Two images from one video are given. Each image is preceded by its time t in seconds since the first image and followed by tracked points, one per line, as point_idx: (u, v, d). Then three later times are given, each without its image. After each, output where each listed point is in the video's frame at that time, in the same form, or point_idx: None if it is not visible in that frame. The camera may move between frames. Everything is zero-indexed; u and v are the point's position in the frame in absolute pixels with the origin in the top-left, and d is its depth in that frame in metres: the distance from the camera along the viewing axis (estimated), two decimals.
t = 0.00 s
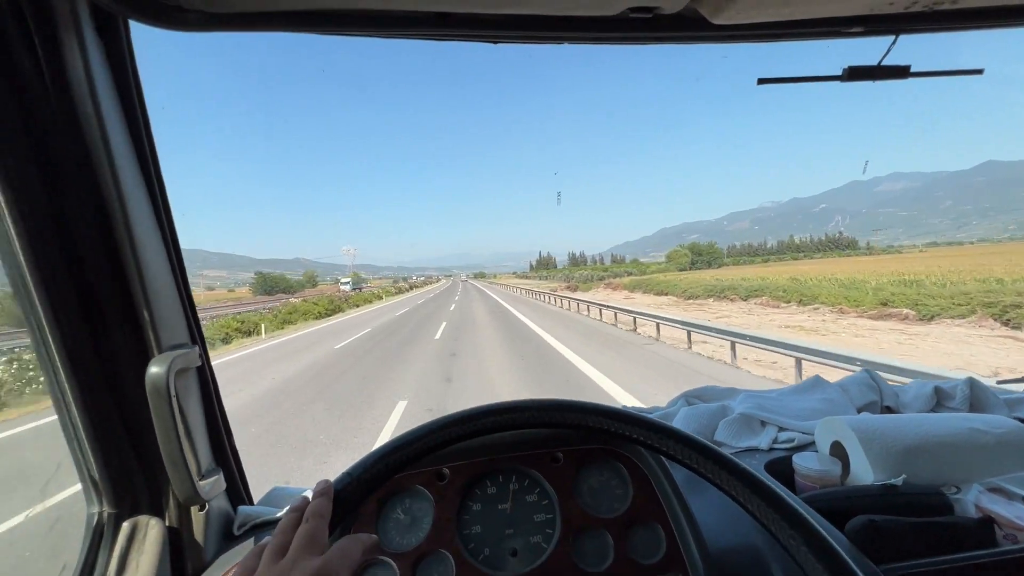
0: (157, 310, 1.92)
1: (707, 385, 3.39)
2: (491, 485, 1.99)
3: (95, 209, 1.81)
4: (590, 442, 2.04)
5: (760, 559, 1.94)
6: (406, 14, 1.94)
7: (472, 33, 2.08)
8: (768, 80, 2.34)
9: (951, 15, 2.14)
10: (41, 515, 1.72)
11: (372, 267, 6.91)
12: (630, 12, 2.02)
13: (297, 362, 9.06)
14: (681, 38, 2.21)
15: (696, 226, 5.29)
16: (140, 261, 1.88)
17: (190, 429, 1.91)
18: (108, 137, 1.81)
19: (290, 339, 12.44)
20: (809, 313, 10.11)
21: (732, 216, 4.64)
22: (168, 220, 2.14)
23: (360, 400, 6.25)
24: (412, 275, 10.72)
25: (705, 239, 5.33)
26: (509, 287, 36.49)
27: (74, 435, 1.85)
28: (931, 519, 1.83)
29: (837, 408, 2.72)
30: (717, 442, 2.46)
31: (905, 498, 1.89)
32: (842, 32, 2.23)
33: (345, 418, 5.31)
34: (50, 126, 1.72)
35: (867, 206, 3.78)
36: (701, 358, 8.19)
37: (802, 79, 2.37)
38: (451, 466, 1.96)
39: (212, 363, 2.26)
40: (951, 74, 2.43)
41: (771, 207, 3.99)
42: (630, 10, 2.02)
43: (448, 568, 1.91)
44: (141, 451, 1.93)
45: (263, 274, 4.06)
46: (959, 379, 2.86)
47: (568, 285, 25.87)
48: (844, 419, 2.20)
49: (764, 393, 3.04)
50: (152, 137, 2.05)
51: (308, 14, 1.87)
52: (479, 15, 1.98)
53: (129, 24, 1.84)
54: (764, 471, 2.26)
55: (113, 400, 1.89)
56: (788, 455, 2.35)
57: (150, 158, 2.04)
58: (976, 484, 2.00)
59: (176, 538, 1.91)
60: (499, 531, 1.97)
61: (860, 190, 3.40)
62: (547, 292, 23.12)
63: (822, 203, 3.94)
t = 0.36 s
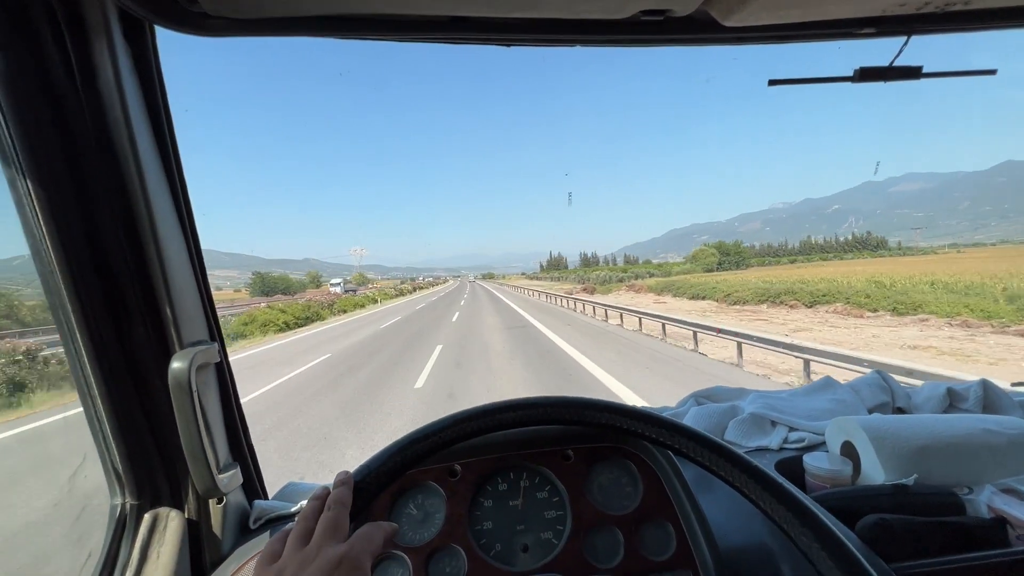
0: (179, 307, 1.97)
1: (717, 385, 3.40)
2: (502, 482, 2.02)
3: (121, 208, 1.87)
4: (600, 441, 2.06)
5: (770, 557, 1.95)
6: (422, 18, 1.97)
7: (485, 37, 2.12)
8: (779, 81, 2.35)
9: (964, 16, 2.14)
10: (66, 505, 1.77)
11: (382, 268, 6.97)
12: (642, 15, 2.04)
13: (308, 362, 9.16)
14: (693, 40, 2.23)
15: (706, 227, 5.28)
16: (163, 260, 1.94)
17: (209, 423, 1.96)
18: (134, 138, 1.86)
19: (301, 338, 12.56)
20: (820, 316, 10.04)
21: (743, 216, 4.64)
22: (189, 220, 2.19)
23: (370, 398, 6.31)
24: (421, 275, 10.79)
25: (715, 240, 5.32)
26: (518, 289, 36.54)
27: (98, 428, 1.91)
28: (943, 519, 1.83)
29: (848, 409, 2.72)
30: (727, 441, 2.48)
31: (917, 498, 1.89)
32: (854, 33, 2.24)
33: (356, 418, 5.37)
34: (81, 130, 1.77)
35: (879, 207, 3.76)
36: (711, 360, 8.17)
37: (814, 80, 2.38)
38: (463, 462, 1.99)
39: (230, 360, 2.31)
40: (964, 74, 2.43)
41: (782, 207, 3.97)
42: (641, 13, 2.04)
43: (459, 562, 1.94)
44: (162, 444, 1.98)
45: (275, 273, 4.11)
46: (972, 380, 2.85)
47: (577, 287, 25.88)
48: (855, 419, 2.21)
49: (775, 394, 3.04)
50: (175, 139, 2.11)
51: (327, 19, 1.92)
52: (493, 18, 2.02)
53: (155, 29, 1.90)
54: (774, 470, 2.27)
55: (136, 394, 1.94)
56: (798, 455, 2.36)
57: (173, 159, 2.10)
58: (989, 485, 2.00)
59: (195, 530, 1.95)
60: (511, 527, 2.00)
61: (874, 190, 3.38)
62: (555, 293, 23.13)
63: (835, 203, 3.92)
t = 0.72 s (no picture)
0: (169, 301, 1.95)
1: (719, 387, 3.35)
2: (496, 483, 1.98)
3: (110, 201, 1.85)
4: (597, 441, 2.01)
5: (770, 563, 1.90)
6: (417, 8, 1.94)
7: (483, 28, 2.08)
8: (784, 75, 2.30)
9: (975, 7, 2.08)
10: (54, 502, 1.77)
11: (386, 267, 6.95)
12: (642, 5, 2.00)
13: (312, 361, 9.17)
14: (695, 32, 2.18)
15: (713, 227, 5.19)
16: (152, 253, 1.92)
17: (199, 419, 1.94)
18: (123, 130, 1.84)
19: (306, 338, 12.60)
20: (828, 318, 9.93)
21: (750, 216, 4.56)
22: (181, 215, 2.17)
23: (373, 398, 6.30)
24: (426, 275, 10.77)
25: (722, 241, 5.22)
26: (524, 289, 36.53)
27: (86, 423, 1.89)
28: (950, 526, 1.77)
29: (854, 412, 2.66)
30: (729, 443, 2.43)
31: (924, 505, 1.83)
32: (861, 25, 2.18)
33: (358, 417, 5.35)
34: (67, 123, 1.75)
35: (888, 206, 3.69)
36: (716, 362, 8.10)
37: (820, 74, 2.33)
38: (456, 463, 1.95)
39: (222, 356, 2.29)
40: (976, 68, 2.36)
41: (791, 207, 3.89)
42: (642, 3, 1.99)
43: (452, 565, 1.89)
44: (152, 440, 1.96)
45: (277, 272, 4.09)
46: (982, 384, 2.77)
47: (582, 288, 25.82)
48: (860, 422, 2.15)
49: (779, 395, 2.98)
50: (167, 132, 2.09)
51: (319, 8, 1.89)
52: (490, 8, 1.98)
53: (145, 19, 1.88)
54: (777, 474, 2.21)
55: (125, 389, 1.92)
56: (802, 458, 2.30)
57: (164, 152, 2.08)
58: (999, 492, 1.93)
59: (185, 528, 1.92)
60: (505, 529, 1.96)
61: (884, 190, 3.31)
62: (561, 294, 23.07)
63: (847, 204, 3.82)
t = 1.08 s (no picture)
0: (180, 305, 1.97)
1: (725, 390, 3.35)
2: (503, 486, 1.98)
3: (122, 205, 1.86)
4: (604, 446, 2.02)
5: (777, 569, 1.90)
6: (426, 14, 1.95)
7: (493, 33, 2.09)
8: (792, 80, 2.30)
9: (986, 12, 2.07)
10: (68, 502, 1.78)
11: (391, 268, 6.97)
12: (651, 10, 2.00)
13: (316, 361, 9.21)
14: (703, 37, 2.18)
15: (719, 227, 5.17)
16: (164, 256, 1.93)
17: (209, 422, 1.95)
18: (137, 135, 1.86)
19: (310, 337, 12.66)
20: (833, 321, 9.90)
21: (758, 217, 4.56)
22: (192, 218, 2.19)
23: (378, 398, 6.33)
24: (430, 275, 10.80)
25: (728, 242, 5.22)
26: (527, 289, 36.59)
27: (99, 424, 1.91)
28: (958, 533, 1.77)
29: (860, 417, 2.65)
30: (735, 447, 2.43)
31: (932, 512, 1.83)
32: (870, 30, 2.18)
33: (362, 418, 5.38)
34: (82, 127, 1.77)
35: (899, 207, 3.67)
36: (720, 364, 8.10)
37: (828, 79, 2.32)
38: (464, 466, 1.96)
39: (232, 359, 2.30)
40: (985, 73, 2.35)
41: (799, 207, 3.88)
42: (650, 9, 2.00)
43: (459, 568, 1.90)
44: (163, 441, 1.98)
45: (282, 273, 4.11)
46: (989, 389, 2.76)
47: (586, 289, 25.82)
48: (867, 428, 2.15)
49: (785, 399, 2.98)
50: (179, 136, 2.11)
51: (330, 15, 1.90)
52: (498, 14, 1.99)
53: (158, 25, 1.90)
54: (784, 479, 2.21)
55: (136, 391, 1.94)
56: (809, 463, 2.30)
57: (176, 157, 2.09)
58: (1008, 499, 1.93)
59: (195, 529, 1.94)
60: (512, 532, 1.97)
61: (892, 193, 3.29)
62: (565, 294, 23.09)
63: (855, 204, 3.80)
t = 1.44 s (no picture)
0: (186, 303, 1.99)
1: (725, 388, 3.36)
2: (506, 482, 2.00)
3: (129, 204, 1.89)
4: (606, 442, 2.03)
5: (778, 564, 1.92)
6: (430, 13, 1.97)
7: (495, 32, 2.11)
8: (793, 78, 2.31)
9: (985, 10, 2.08)
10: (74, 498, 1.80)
11: (393, 267, 6.99)
12: (652, 9, 2.02)
13: (318, 360, 9.24)
14: (704, 36, 2.20)
15: (722, 227, 5.18)
16: (170, 254, 1.96)
17: (214, 418, 1.97)
18: (144, 134, 1.88)
19: (312, 336, 12.70)
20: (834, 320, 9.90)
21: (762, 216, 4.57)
22: (198, 217, 2.21)
23: (379, 397, 6.35)
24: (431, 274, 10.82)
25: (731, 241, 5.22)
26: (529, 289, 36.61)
27: (106, 420, 1.93)
28: (958, 528, 1.78)
29: (861, 414, 2.67)
30: (736, 444, 2.44)
31: (931, 506, 1.85)
32: (870, 28, 2.19)
33: (364, 416, 5.41)
34: (90, 126, 1.79)
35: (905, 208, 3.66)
36: (721, 363, 8.11)
37: (828, 77, 2.33)
38: (466, 462, 1.98)
39: (237, 357, 2.32)
40: (984, 71, 2.36)
41: (803, 206, 3.89)
42: (651, 8, 2.02)
43: (462, 562, 1.93)
44: (169, 438, 2.00)
45: (285, 272, 4.14)
46: (990, 386, 2.77)
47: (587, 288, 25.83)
48: (868, 424, 2.16)
49: (786, 397, 2.99)
50: (184, 136, 2.13)
51: (335, 15, 1.92)
52: (500, 13, 2.00)
53: (164, 26, 1.92)
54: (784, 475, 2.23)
55: (143, 387, 1.96)
56: (809, 459, 2.32)
57: (182, 157, 2.12)
58: (1008, 494, 1.94)
59: (201, 523, 1.96)
60: (514, 527, 1.98)
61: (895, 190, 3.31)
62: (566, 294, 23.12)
63: (859, 204, 3.81)
